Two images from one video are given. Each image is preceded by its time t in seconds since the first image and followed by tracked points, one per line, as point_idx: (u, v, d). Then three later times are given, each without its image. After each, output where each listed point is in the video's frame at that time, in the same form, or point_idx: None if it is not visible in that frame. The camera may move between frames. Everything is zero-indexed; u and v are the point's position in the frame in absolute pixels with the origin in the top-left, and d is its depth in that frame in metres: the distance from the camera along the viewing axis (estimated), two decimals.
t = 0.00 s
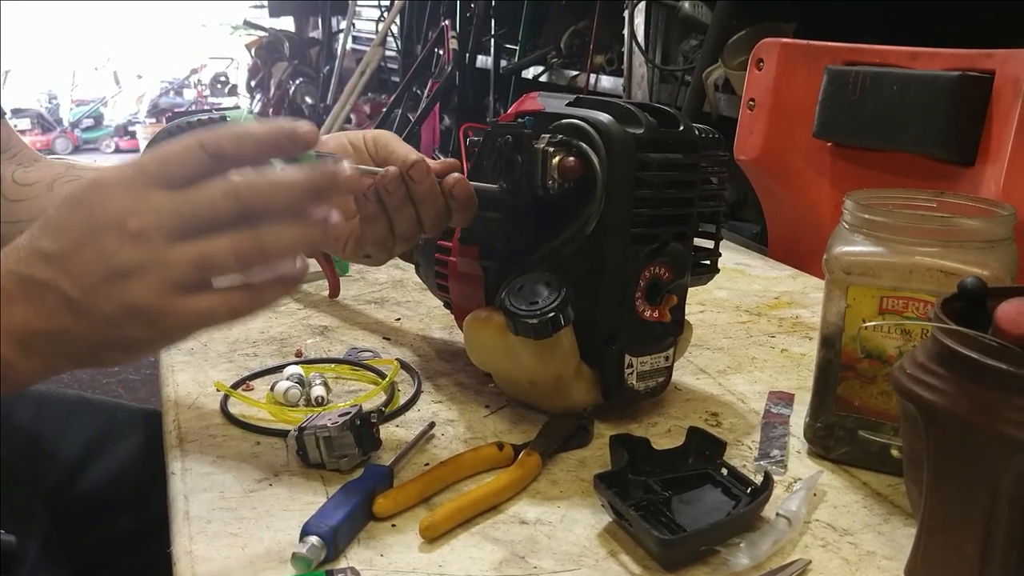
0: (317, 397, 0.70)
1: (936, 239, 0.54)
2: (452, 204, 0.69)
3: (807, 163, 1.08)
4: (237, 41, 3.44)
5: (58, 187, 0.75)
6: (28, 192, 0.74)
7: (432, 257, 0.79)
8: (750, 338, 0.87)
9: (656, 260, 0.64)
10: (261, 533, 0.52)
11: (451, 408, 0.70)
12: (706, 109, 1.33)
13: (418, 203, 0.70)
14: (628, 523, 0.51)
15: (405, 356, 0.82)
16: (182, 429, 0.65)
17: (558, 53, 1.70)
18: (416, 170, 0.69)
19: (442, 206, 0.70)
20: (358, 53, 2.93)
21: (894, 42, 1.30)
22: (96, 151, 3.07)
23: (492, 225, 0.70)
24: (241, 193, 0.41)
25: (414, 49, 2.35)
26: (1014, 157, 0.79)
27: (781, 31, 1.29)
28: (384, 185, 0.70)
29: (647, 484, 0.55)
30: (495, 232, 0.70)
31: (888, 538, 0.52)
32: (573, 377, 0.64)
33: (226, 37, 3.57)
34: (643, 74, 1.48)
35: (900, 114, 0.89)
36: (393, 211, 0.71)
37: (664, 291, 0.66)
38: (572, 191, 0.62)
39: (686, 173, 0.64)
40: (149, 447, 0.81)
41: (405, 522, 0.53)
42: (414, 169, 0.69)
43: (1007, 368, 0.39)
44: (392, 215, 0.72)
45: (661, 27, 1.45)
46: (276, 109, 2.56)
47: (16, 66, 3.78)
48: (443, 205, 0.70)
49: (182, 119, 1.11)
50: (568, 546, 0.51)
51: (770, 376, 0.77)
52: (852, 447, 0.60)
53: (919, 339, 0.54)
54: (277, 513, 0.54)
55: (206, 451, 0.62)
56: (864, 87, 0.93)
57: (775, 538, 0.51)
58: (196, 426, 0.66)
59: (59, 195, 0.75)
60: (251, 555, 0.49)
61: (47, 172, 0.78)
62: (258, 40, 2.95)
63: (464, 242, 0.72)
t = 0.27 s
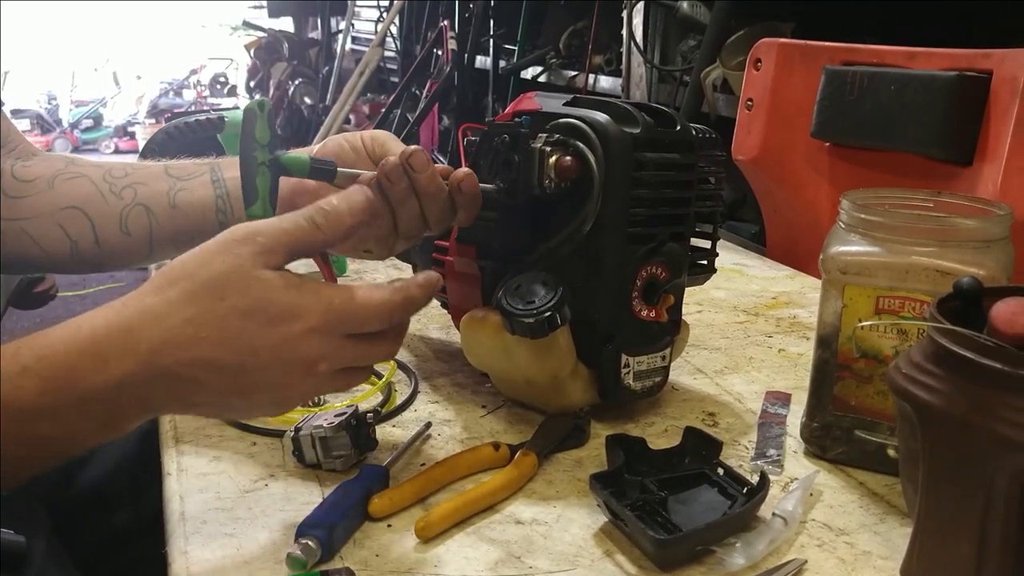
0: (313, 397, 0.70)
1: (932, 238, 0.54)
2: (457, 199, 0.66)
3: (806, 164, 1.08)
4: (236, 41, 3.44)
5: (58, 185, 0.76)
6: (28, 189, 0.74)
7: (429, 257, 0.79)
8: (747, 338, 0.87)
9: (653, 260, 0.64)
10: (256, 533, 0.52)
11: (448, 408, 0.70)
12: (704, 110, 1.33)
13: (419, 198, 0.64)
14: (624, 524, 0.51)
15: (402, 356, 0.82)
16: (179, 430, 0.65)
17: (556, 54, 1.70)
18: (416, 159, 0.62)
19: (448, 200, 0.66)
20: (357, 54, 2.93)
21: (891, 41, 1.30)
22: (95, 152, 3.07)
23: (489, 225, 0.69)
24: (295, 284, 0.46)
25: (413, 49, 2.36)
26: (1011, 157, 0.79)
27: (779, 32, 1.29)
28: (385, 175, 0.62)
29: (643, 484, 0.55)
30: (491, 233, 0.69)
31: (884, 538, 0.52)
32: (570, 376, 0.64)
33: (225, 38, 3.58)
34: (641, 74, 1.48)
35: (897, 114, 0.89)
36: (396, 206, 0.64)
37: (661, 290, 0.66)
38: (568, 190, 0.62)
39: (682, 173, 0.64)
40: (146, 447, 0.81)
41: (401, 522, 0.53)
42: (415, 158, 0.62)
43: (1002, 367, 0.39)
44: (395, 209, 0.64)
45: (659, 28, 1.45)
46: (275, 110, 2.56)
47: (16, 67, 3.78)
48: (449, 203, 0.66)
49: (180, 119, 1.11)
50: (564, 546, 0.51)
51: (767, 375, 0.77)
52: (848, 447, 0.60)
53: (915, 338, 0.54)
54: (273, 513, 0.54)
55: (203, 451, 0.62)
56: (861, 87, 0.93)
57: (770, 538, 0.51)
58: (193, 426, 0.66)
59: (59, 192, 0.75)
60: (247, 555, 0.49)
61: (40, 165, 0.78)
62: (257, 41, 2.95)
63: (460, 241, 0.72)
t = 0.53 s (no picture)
0: (312, 397, 0.70)
1: (930, 239, 0.54)
2: (460, 204, 0.65)
3: (804, 164, 1.08)
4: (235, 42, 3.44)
5: (49, 183, 0.76)
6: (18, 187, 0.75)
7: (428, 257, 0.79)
8: (746, 338, 0.87)
9: (651, 260, 0.64)
10: (255, 533, 0.52)
11: (447, 408, 0.70)
12: (703, 110, 1.33)
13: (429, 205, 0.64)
14: (623, 524, 0.51)
15: (401, 357, 0.82)
16: (177, 430, 0.65)
17: (555, 54, 1.70)
18: (421, 165, 0.61)
19: (450, 204, 0.65)
20: (356, 54, 2.93)
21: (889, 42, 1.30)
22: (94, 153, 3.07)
23: (488, 226, 0.69)
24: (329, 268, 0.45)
25: (412, 49, 2.36)
26: (1010, 157, 0.79)
27: (778, 32, 1.29)
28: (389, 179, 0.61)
29: (642, 484, 0.55)
30: (491, 233, 0.69)
31: (883, 538, 0.52)
32: (569, 376, 0.64)
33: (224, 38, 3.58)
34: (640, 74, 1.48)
35: (896, 114, 0.89)
36: (395, 207, 0.63)
37: (660, 291, 0.66)
38: (567, 192, 0.62)
39: (681, 173, 0.64)
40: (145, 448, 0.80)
41: (400, 523, 0.53)
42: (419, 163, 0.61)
43: (1000, 367, 0.39)
44: (395, 212, 0.63)
45: (658, 28, 1.45)
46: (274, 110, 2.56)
47: (15, 68, 3.77)
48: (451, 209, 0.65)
49: (179, 119, 1.11)
50: (563, 546, 0.51)
51: (766, 375, 0.77)
52: (847, 447, 0.60)
53: (914, 338, 0.54)
54: (272, 514, 0.54)
55: (201, 452, 0.62)
56: (860, 87, 0.93)
57: (769, 538, 0.51)
58: (191, 427, 0.66)
59: (51, 191, 0.75)
60: (246, 556, 0.49)
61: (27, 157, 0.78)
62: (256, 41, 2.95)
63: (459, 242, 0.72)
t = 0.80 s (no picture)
0: (312, 400, 0.70)
1: (931, 241, 0.54)
2: (454, 240, 0.69)
3: (805, 166, 1.08)
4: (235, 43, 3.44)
5: (47, 200, 0.78)
6: (17, 205, 0.77)
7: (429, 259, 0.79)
8: (747, 340, 0.87)
9: (652, 263, 0.64)
10: (256, 536, 0.52)
11: (448, 411, 0.70)
12: (704, 111, 1.33)
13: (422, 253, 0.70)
14: (624, 527, 0.51)
15: (402, 359, 0.82)
16: (178, 432, 0.65)
17: (556, 55, 1.70)
18: (416, 222, 0.68)
19: (447, 243, 0.70)
20: (356, 55, 2.93)
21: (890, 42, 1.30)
22: (95, 154, 3.07)
23: (487, 228, 0.69)
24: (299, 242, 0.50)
25: (413, 51, 2.36)
26: (1011, 159, 0.79)
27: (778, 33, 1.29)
28: (384, 243, 0.68)
29: (643, 487, 0.55)
30: (491, 235, 0.69)
31: (884, 541, 0.52)
32: (569, 379, 0.64)
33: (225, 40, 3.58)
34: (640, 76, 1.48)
35: (896, 116, 0.89)
36: (398, 265, 0.69)
37: (660, 293, 0.66)
38: (567, 195, 0.62)
39: (681, 176, 0.64)
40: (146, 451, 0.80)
41: (400, 526, 0.53)
42: (415, 222, 0.68)
43: (1001, 371, 0.39)
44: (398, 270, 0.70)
45: (658, 30, 1.45)
46: (276, 112, 2.57)
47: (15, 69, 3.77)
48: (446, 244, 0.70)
49: (179, 122, 1.11)
50: (564, 549, 0.51)
51: (767, 378, 0.77)
52: (848, 450, 0.60)
53: (915, 341, 0.54)
54: (272, 517, 0.54)
55: (202, 454, 0.62)
56: (860, 89, 0.93)
57: (770, 541, 0.51)
58: (192, 429, 0.66)
59: (50, 208, 0.77)
60: (247, 559, 0.49)
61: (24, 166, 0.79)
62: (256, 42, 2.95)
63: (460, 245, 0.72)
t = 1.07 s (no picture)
0: (312, 398, 0.70)
1: (933, 238, 0.54)
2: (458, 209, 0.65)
3: (805, 165, 1.08)
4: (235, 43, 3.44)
5: (55, 185, 0.78)
6: (25, 190, 0.77)
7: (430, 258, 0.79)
8: (747, 339, 0.87)
9: (653, 260, 0.64)
10: (255, 533, 0.52)
11: (448, 409, 0.70)
12: (704, 111, 1.33)
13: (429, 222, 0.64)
14: (624, 524, 0.51)
15: (402, 357, 0.82)
16: (178, 430, 0.65)
17: (556, 55, 1.70)
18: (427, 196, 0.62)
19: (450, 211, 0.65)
20: (356, 55, 2.93)
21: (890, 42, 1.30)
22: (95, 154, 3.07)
23: (488, 224, 0.69)
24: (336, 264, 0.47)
25: (413, 51, 2.36)
26: (1012, 158, 0.79)
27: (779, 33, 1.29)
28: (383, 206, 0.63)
29: (644, 485, 0.55)
30: (492, 232, 0.69)
31: (885, 539, 0.52)
32: (571, 376, 0.64)
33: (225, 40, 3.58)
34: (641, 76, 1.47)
35: (897, 115, 0.89)
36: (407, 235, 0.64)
37: (661, 290, 0.66)
38: (569, 190, 0.62)
39: (683, 173, 0.64)
40: (146, 451, 0.80)
41: (401, 523, 0.53)
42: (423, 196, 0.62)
43: (1002, 367, 0.39)
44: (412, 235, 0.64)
45: (659, 29, 1.45)
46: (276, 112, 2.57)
47: (16, 69, 3.77)
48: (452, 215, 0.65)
49: (179, 120, 1.11)
50: (564, 546, 0.51)
51: (768, 376, 0.77)
52: (848, 447, 0.60)
53: (916, 339, 0.54)
54: (272, 514, 0.54)
55: (202, 452, 0.62)
56: (861, 88, 0.93)
57: (771, 539, 0.51)
58: (192, 427, 0.66)
59: (57, 193, 0.77)
60: (247, 556, 0.49)
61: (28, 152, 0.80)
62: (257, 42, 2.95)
63: (460, 242, 0.72)
